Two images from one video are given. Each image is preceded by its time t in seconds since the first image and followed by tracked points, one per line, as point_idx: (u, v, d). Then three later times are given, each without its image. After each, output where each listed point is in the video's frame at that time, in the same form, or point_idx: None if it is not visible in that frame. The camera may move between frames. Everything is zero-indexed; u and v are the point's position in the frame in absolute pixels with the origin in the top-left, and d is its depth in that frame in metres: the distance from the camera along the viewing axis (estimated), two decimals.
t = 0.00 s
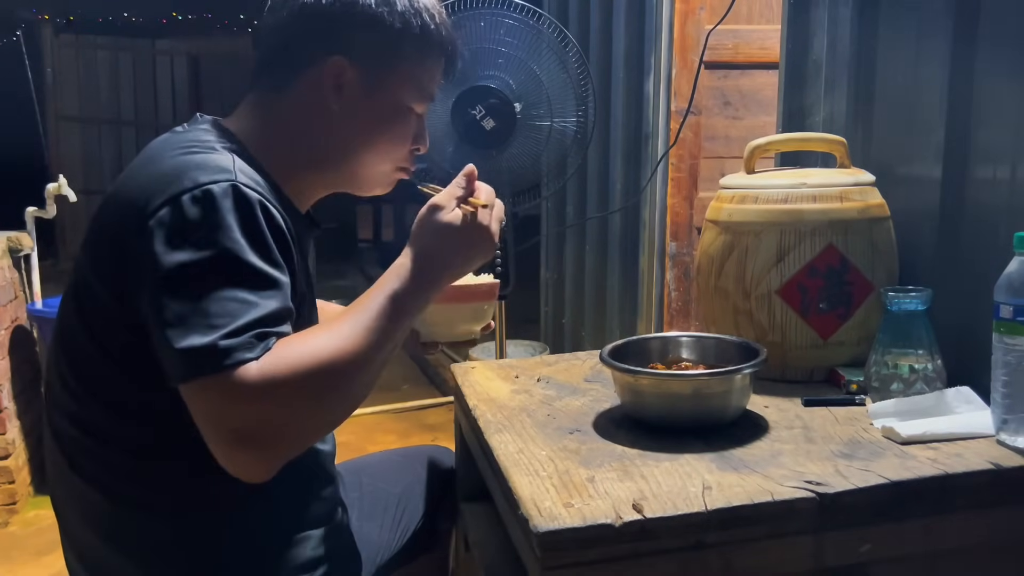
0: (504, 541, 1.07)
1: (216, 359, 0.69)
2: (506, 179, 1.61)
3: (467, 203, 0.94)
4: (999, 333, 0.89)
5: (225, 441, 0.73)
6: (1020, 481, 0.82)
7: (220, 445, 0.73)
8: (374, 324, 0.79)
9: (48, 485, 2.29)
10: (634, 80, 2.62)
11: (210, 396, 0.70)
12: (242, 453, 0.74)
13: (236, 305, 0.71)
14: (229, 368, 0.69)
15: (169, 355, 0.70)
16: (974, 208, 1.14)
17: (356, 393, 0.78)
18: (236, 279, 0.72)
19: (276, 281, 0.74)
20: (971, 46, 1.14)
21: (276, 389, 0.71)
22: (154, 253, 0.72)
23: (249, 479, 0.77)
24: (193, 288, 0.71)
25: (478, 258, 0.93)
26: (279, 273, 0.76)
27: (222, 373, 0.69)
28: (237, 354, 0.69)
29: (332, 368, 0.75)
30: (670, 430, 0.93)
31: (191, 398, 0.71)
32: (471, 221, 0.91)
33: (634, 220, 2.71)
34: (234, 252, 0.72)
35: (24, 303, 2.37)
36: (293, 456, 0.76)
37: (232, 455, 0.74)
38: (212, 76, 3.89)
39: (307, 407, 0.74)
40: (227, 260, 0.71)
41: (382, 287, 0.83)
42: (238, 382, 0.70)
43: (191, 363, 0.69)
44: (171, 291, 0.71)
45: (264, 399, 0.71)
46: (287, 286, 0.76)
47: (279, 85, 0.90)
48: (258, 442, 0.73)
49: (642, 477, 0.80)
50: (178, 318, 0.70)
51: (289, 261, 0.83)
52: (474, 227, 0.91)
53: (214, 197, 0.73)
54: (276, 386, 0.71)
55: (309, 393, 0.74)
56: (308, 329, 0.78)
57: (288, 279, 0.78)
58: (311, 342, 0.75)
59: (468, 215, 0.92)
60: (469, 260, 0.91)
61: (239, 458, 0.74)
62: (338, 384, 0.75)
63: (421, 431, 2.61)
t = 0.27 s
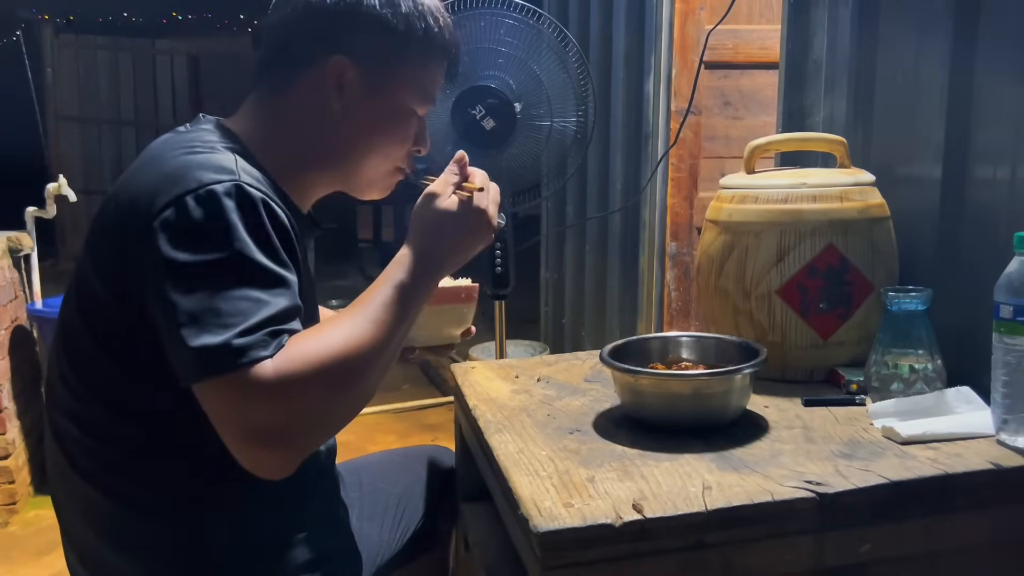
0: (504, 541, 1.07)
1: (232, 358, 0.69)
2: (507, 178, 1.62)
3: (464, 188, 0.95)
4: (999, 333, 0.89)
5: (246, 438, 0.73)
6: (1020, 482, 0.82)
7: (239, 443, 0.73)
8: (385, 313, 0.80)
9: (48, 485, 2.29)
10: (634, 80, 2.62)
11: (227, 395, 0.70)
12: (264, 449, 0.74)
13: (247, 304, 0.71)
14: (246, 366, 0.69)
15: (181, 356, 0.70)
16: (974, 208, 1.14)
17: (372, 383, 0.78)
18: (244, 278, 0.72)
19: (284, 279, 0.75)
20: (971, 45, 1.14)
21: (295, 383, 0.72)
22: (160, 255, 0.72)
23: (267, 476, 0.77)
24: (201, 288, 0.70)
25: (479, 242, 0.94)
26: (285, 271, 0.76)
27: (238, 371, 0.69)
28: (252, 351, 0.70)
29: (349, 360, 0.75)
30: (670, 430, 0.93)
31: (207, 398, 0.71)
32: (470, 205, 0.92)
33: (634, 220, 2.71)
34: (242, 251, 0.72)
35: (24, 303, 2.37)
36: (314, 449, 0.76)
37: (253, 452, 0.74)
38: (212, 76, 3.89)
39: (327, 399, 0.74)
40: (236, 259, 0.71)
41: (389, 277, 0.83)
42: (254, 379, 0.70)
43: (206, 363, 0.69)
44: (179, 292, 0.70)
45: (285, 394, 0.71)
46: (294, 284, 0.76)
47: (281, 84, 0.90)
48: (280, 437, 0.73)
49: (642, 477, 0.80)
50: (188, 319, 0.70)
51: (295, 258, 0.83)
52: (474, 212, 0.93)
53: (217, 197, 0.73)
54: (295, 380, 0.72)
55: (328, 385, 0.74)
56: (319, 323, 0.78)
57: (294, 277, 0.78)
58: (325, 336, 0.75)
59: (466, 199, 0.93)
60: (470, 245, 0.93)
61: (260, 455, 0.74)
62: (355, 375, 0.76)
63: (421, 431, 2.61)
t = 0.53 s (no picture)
0: (504, 541, 1.07)
1: (236, 352, 0.69)
2: (507, 178, 1.60)
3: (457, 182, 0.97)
4: (999, 333, 0.89)
5: (250, 434, 0.72)
6: (1020, 482, 0.82)
7: (244, 439, 0.73)
8: (386, 305, 0.80)
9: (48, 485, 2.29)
10: (633, 80, 2.62)
11: (231, 389, 0.70)
12: (269, 444, 0.73)
13: (250, 299, 0.71)
14: (249, 360, 0.69)
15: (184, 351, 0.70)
16: (975, 208, 1.14)
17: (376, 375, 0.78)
18: (246, 273, 0.72)
19: (286, 276, 0.75)
20: (971, 45, 1.14)
21: (301, 375, 0.72)
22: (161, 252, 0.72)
23: (272, 472, 0.77)
24: (203, 284, 0.70)
25: (475, 235, 0.95)
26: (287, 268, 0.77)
27: (241, 365, 0.69)
28: (256, 346, 0.69)
29: (353, 352, 0.76)
30: (670, 430, 0.93)
31: (210, 393, 0.71)
32: (466, 198, 0.94)
33: (634, 220, 2.71)
34: (244, 247, 0.72)
35: (24, 303, 2.37)
36: (320, 443, 0.76)
37: (258, 448, 0.73)
38: (212, 76, 3.89)
39: (331, 391, 0.74)
40: (237, 255, 0.71)
41: (388, 271, 0.84)
42: (258, 373, 0.70)
43: (209, 358, 0.68)
44: (181, 289, 0.70)
45: (290, 386, 0.71)
46: (296, 281, 0.76)
47: (283, 84, 0.90)
48: (285, 431, 0.73)
49: (642, 477, 0.80)
50: (190, 315, 0.70)
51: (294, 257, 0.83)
52: (470, 204, 0.94)
53: (218, 194, 0.73)
54: (300, 372, 0.72)
55: (333, 377, 0.74)
56: (320, 319, 0.78)
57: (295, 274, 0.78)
58: (327, 329, 0.76)
59: (460, 192, 0.95)
60: (467, 238, 0.94)
61: (266, 451, 0.73)
62: (359, 367, 0.76)
63: (421, 431, 2.61)
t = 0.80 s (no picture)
0: (504, 541, 1.07)
1: (231, 350, 0.69)
2: (507, 179, 1.60)
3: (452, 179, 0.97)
4: (999, 333, 0.89)
5: (248, 431, 0.73)
6: (1020, 482, 0.82)
7: (241, 436, 0.73)
8: (382, 303, 0.80)
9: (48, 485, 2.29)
10: (633, 79, 2.62)
11: (228, 388, 0.70)
12: (267, 441, 0.73)
13: (246, 297, 0.71)
14: (244, 358, 0.69)
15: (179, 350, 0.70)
16: (975, 208, 1.14)
17: (374, 372, 0.78)
18: (241, 272, 0.72)
19: (282, 274, 0.75)
20: (971, 45, 1.14)
21: (298, 372, 0.72)
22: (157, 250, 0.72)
23: (269, 470, 0.77)
24: (199, 283, 0.70)
25: (471, 232, 0.95)
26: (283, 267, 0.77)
27: (236, 363, 0.69)
28: (251, 343, 0.69)
29: (350, 349, 0.76)
30: (670, 430, 0.93)
31: (206, 391, 0.71)
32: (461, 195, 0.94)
33: (634, 220, 2.71)
34: (239, 246, 0.72)
35: (24, 303, 2.37)
36: (317, 440, 0.76)
37: (256, 444, 0.73)
38: (212, 76, 3.89)
39: (329, 388, 0.74)
40: (233, 254, 0.71)
41: (385, 268, 0.84)
42: (255, 371, 0.70)
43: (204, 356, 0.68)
44: (176, 287, 0.70)
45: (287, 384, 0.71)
46: (292, 279, 0.76)
47: (282, 84, 0.90)
48: (283, 428, 0.73)
49: (642, 477, 0.80)
50: (186, 313, 0.70)
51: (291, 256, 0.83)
52: (465, 201, 0.94)
53: (214, 193, 0.73)
54: (297, 369, 0.72)
55: (330, 374, 0.74)
56: (316, 316, 0.78)
57: (292, 273, 0.78)
58: (324, 326, 0.76)
59: (455, 189, 0.95)
60: (463, 235, 0.94)
61: (263, 447, 0.73)
62: (357, 364, 0.76)
63: (421, 431, 2.61)
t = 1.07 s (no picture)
0: (504, 541, 1.07)
1: (230, 349, 0.69)
2: (507, 179, 1.60)
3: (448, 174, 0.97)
4: (999, 333, 0.89)
5: (248, 429, 0.72)
6: (1020, 482, 0.82)
7: (241, 434, 0.73)
8: (382, 299, 0.80)
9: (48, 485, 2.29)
10: (633, 79, 2.62)
11: (228, 387, 0.70)
12: (267, 439, 0.73)
13: (244, 296, 0.71)
14: (243, 356, 0.69)
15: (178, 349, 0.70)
16: (974, 208, 1.14)
17: (375, 369, 0.78)
18: (239, 270, 0.72)
19: (279, 273, 0.75)
20: (971, 46, 1.14)
21: (298, 370, 0.72)
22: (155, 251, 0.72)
23: (270, 468, 0.77)
24: (197, 282, 0.71)
25: (469, 228, 0.96)
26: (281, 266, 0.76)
27: (236, 361, 0.69)
28: (250, 342, 0.69)
29: (349, 346, 0.75)
30: (670, 430, 0.93)
31: (206, 391, 0.71)
32: (458, 190, 0.94)
33: (634, 221, 2.71)
34: (236, 245, 0.72)
35: (24, 303, 2.37)
36: (317, 438, 0.76)
37: (256, 442, 0.73)
38: (212, 76, 3.89)
39: (329, 385, 0.74)
40: (231, 252, 0.71)
41: (383, 264, 0.84)
42: (254, 370, 0.70)
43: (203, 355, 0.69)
44: (175, 287, 0.70)
45: (288, 382, 0.71)
46: (290, 277, 0.76)
47: (281, 84, 0.90)
48: (283, 426, 0.73)
49: (642, 477, 0.80)
50: (185, 312, 0.70)
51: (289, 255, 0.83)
52: (462, 196, 0.94)
53: (211, 192, 0.73)
54: (296, 367, 0.71)
55: (331, 372, 0.74)
56: (315, 313, 0.78)
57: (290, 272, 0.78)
58: (324, 324, 0.75)
59: (452, 184, 0.95)
60: (461, 231, 0.94)
61: (263, 446, 0.73)
62: (357, 360, 0.76)
63: (421, 431, 2.61)
